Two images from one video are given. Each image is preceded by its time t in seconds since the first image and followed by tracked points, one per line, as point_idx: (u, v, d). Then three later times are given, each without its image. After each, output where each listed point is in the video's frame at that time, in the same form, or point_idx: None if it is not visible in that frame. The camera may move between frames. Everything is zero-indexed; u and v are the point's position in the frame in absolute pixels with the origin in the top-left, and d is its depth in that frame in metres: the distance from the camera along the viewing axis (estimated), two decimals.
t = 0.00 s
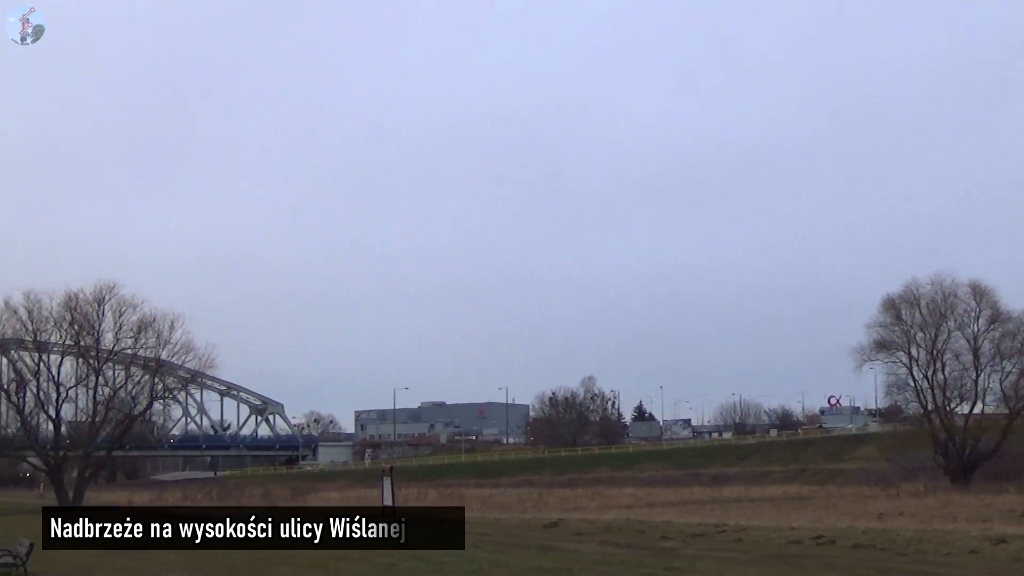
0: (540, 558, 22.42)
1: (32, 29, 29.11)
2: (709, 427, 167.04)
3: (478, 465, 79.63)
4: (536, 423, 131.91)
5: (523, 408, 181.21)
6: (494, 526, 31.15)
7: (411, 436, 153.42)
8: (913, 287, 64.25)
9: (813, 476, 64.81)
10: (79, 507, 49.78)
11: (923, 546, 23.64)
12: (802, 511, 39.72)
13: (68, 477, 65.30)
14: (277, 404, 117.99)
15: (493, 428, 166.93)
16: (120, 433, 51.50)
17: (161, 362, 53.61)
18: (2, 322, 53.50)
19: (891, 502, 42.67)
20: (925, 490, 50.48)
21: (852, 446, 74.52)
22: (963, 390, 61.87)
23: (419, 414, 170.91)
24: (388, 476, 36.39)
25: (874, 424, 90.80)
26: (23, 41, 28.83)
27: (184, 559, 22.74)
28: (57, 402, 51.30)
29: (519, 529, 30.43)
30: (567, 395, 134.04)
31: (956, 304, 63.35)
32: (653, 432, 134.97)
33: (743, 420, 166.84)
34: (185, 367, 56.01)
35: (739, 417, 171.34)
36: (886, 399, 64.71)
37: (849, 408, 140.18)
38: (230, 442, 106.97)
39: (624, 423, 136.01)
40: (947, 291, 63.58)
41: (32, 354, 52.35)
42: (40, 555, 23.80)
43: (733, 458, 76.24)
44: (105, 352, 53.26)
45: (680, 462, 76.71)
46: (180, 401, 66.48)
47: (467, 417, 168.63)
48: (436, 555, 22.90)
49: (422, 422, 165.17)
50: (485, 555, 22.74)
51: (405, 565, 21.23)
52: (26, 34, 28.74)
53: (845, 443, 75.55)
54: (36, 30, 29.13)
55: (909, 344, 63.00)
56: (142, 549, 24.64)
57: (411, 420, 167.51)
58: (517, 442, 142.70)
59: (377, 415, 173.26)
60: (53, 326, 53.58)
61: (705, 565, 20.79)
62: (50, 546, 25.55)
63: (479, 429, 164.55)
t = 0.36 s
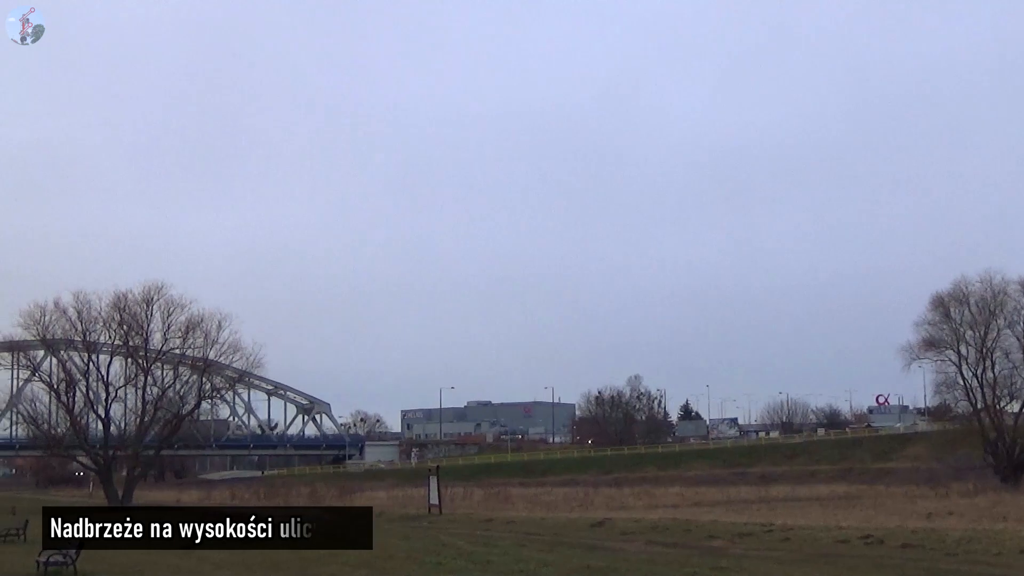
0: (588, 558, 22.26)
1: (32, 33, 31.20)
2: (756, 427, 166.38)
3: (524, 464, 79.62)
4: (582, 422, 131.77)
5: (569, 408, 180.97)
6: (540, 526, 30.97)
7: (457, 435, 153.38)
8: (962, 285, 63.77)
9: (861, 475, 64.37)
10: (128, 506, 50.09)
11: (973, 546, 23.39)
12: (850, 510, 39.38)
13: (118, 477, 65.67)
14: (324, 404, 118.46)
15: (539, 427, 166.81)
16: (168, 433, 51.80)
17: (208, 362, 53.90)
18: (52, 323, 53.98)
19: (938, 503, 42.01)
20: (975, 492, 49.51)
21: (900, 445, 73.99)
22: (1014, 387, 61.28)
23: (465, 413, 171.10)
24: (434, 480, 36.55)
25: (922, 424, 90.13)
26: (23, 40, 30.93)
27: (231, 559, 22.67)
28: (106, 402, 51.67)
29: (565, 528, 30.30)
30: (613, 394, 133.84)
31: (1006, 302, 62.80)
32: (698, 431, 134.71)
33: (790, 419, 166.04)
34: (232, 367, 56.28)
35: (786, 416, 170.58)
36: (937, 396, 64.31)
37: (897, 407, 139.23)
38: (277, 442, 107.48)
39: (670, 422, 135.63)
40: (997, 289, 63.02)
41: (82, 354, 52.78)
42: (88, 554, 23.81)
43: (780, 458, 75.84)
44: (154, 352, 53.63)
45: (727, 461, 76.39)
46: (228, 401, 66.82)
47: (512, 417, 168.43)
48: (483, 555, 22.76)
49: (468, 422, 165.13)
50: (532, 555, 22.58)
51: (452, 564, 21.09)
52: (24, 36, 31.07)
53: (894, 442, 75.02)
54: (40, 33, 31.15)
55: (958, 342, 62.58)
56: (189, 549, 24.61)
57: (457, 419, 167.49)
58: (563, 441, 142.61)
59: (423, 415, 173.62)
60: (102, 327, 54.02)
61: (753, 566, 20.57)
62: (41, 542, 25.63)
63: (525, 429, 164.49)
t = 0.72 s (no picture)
0: (629, 556, 22.06)
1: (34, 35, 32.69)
2: (797, 424, 165.65)
3: (564, 462, 79.53)
4: (622, 420, 131.54)
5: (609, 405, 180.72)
6: (581, 523, 30.90)
7: (497, 433, 153.55)
8: (1005, 282, 63.39)
9: (904, 473, 63.92)
10: (171, 504, 50.45)
11: (1016, 545, 23.16)
12: (892, 508, 39.06)
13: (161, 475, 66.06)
14: (364, 402, 118.74)
15: (579, 425, 166.64)
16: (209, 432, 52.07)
17: (249, 360, 54.15)
18: (95, 322, 54.38)
19: (981, 501, 40.65)
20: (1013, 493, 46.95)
21: (942, 443, 73.44)
22: None
23: (505, 411, 171.17)
24: (475, 477, 36.54)
25: (966, 421, 89.36)
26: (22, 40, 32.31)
27: (272, 557, 22.72)
28: (148, 400, 52.02)
29: (606, 527, 30.16)
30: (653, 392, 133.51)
31: None
32: (739, 429, 133.45)
33: (831, 416, 165.22)
34: (274, 364, 56.55)
35: (827, 413, 169.74)
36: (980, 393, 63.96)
37: (940, 404, 138.24)
38: (318, 440, 107.82)
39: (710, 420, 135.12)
40: None
41: (124, 353, 53.17)
42: (132, 552, 23.96)
43: (821, 456, 75.38)
44: (195, 351, 53.94)
45: (767, 459, 76.01)
46: (270, 399, 67.17)
47: (552, 414, 168.37)
48: (524, 553, 22.71)
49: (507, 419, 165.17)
50: (574, 553, 22.49)
51: (492, 562, 21.06)
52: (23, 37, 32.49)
53: (936, 440, 74.45)
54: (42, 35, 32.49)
55: (1001, 339, 62.17)
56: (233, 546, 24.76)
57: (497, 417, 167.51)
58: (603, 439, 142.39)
59: (463, 413, 173.80)
60: (144, 325, 54.40)
61: (794, 564, 20.35)
62: (44, 546, 26.03)
63: (565, 426, 164.32)
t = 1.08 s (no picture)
0: (671, 552, 22.03)
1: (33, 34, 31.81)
2: (838, 421, 164.93)
3: (604, 460, 79.37)
4: (662, 417, 131.25)
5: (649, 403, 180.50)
6: (621, 521, 30.89)
7: (537, 430, 153.68)
8: None
9: (947, 470, 63.51)
10: (212, 501, 50.77)
11: None
12: (933, 504, 38.85)
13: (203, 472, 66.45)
14: (404, 399, 118.95)
15: (619, 422, 166.52)
16: (250, 429, 52.28)
17: (290, 357, 54.38)
18: (137, 319, 54.72)
19: None
20: None
21: (985, 440, 72.92)
22: None
23: (545, 408, 171.30)
24: (515, 472, 36.61)
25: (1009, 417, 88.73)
26: (22, 38, 31.55)
27: (313, 553, 22.84)
28: (190, 398, 52.35)
29: (646, 524, 30.12)
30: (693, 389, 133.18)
31: None
32: (780, 425, 132.96)
33: (873, 413, 164.35)
34: (314, 362, 56.76)
35: (868, 410, 168.92)
36: None
37: (983, 400, 137.30)
38: (358, 437, 108.07)
39: (751, 417, 134.63)
40: None
41: (166, 350, 53.53)
42: (174, 548, 24.16)
43: (864, 452, 75.01)
44: (237, 348, 54.22)
45: (809, 456, 75.68)
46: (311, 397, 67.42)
47: (592, 412, 168.24)
48: (564, 550, 22.75)
49: (547, 417, 165.24)
50: (615, 550, 22.51)
51: (531, 559, 21.11)
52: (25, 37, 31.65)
53: (979, 437, 73.93)
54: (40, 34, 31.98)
55: None
56: (270, 544, 24.90)
57: (537, 415, 167.61)
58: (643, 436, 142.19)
59: (504, 410, 174.01)
60: (186, 323, 54.74)
61: (836, 561, 20.22)
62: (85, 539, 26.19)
63: (605, 423, 164.18)
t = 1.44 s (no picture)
0: (711, 549, 22.06)
1: (34, 32, 28.51)
2: (879, 418, 164.19)
3: (644, 457, 79.22)
4: (702, 414, 130.88)
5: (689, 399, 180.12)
6: (660, 517, 30.79)
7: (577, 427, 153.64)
8: None
9: (989, 467, 63.12)
10: (254, 497, 50.99)
11: None
12: (975, 501, 38.64)
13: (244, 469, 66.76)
14: (443, 396, 119.14)
15: (659, 418, 166.23)
16: (290, 426, 52.48)
17: (330, 355, 54.54)
18: (177, 317, 55.01)
19: None
20: None
21: None
22: None
23: (585, 405, 171.25)
24: (554, 468, 36.67)
25: None
26: (21, 39, 28.54)
27: (353, 549, 22.86)
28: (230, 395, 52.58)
29: (686, 520, 30.13)
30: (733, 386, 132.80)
31: None
32: (821, 422, 132.38)
33: (915, 410, 163.47)
34: (354, 359, 56.91)
35: (910, 407, 168.02)
36: None
37: None
38: (398, 434, 108.25)
39: (792, 414, 134.11)
40: None
41: (207, 348, 53.81)
42: (215, 544, 24.25)
43: (905, 449, 74.64)
44: (277, 346, 54.43)
45: (850, 453, 75.36)
46: (350, 394, 67.63)
47: (631, 408, 167.90)
48: (602, 547, 22.69)
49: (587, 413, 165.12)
50: (655, 546, 22.52)
51: (571, 555, 21.07)
52: (25, 35, 28.42)
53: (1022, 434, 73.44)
54: (40, 31, 28.59)
55: None
56: (313, 540, 25.07)
57: (577, 412, 167.57)
58: (683, 433, 141.91)
59: (543, 407, 174.06)
60: (226, 321, 54.99)
61: (876, 559, 20.18)
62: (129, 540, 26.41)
63: (645, 420, 163.98)
